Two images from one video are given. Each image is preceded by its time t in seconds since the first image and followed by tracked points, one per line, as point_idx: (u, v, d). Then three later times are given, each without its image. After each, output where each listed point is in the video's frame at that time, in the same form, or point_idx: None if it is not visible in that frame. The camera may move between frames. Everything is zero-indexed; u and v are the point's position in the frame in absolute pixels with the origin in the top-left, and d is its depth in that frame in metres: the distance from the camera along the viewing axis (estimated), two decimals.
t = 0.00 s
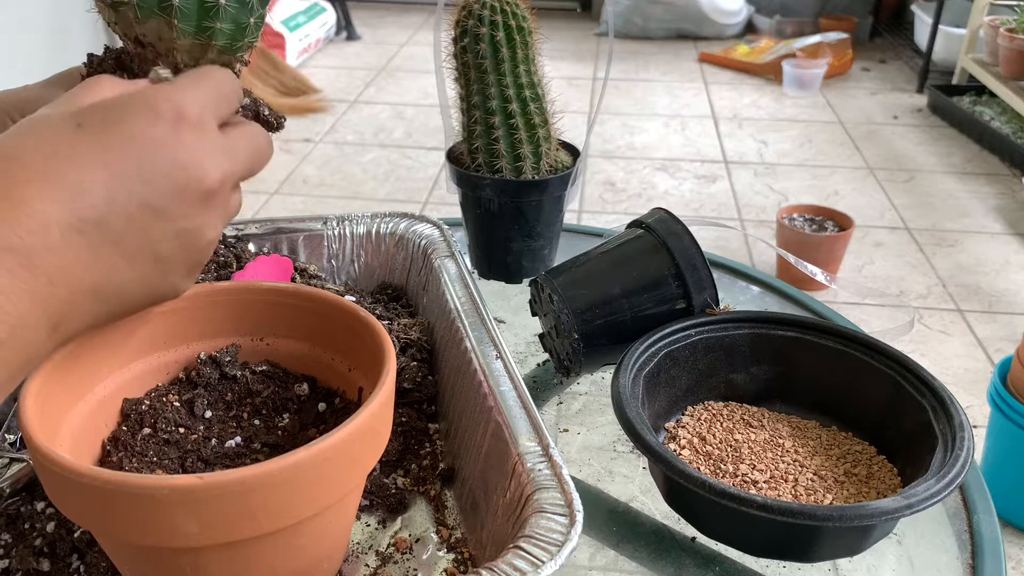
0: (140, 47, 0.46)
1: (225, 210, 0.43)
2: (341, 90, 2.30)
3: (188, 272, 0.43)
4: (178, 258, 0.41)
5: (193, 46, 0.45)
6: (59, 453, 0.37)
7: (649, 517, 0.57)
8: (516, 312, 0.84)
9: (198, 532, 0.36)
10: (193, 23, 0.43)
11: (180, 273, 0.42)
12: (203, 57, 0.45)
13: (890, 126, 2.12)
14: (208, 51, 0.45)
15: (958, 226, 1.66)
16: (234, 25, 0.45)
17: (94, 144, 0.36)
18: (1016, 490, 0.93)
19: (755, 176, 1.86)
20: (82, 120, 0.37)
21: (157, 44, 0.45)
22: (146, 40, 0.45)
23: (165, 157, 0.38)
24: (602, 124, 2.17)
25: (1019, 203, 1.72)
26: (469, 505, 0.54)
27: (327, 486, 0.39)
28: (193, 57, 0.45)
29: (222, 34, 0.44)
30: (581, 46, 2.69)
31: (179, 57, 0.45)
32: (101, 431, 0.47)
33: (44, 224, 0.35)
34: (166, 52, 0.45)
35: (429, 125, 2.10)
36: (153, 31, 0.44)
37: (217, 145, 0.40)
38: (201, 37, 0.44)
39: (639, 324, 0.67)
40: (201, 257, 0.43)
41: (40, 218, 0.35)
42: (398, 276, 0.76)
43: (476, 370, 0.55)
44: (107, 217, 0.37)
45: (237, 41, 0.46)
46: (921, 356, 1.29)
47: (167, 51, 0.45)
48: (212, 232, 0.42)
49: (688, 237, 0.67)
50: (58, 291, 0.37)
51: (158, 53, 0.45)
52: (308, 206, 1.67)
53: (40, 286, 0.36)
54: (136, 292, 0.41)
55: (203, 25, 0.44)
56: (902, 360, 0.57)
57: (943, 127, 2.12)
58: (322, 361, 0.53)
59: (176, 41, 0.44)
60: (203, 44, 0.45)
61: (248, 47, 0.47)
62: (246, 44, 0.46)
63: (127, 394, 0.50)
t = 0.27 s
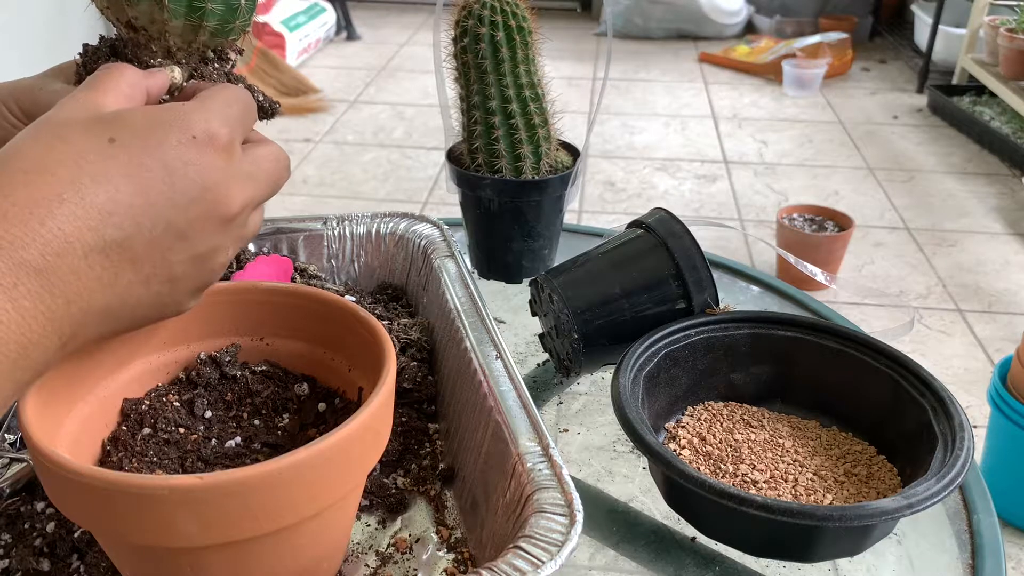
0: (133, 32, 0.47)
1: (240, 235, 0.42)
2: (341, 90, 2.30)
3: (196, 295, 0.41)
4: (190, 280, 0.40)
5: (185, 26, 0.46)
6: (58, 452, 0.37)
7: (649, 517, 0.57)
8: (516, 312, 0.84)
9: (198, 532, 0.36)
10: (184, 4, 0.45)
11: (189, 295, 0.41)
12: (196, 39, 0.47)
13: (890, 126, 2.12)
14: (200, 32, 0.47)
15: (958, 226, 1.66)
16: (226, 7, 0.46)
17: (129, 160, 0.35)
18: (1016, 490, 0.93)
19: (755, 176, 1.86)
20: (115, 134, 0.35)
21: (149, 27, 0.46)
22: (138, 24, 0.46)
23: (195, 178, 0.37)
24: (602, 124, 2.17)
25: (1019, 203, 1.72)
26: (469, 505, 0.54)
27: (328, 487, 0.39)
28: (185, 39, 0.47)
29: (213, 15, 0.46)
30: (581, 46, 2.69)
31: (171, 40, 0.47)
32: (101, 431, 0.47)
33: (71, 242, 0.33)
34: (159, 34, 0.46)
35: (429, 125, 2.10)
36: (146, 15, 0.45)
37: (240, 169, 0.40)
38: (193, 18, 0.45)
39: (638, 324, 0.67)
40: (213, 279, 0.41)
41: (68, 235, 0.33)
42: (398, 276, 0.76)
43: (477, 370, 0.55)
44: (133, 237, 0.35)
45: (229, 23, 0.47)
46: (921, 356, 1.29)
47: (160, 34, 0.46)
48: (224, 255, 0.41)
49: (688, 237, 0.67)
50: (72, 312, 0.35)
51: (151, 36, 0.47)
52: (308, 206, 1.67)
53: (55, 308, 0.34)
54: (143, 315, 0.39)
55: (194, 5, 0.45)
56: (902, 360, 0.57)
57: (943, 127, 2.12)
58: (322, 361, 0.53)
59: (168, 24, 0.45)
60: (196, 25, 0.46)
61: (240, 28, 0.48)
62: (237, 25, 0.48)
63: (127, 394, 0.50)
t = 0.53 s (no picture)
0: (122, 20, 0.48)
1: (254, 224, 0.41)
2: (341, 90, 2.30)
3: (212, 289, 0.40)
4: (201, 273, 0.39)
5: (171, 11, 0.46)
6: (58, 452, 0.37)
7: (649, 517, 0.57)
8: (516, 312, 0.84)
9: (199, 533, 0.36)
10: None
11: (204, 290, 0.39)
12: (183, 25, 0.47)
13: (890, 126, 2.12)
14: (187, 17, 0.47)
15: (958, 226, 1.66)
16: None
17: (125, 149, 0.35)
18: (1016, 490, 0.93)
19: (755, 176, 1.86)
20: (106, 124, 0.35)
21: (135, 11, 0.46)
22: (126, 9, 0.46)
23: (192, 167, 0.36)
24: (602, 124, 2.17)
25: (1019, 203, 1.72)
26: (469, 505, 0.54)
27: (328, 487, 0.39)
28: (173, 26, 0.47)
29: None
30: (581, 46, 2.69)
31: (160, 26, 0.47)
32: (101, 431, 0.47)
33: (64, 231, 0.33)
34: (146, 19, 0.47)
35: (429, 125, 2.10)
36: None
37: (242, 158, 0.39)
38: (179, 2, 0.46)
39: (639, 324, 0.67)
40: (227, 271, 0.40)
41: (60, 227, 0.33)
42: (398, 276, 0.76)
43: (477, 370, 0.55)
44: (127, 224, 0.35)
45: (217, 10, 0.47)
46: (921, 356, 1.29)
47: (148, 20, 0.47)
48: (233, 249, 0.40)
49: (688, 237, 0.67)
50: (73, 306, 0.34)
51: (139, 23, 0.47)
52: (308, 206, 1.67)
53: (52, 301, 0.34)
54: (148, 310, 0.38)
55: None
56: (902, 360, 0.57)
57: (943, 127, 2.12)
58: (322, 361, 0.53)
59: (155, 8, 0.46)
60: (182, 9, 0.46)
61: (229, 14, 0.48)
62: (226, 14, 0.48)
63: (127, 394, 0.50)
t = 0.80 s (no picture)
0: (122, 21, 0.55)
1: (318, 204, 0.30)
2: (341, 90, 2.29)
3: (254, 279, 0.29)
4: (235, 250, 0.29)
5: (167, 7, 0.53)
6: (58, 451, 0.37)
7: (649, 517, 0.57)
8: (516, 312, 0.83)
9: (199, 533, 0.36)
10: None
11: (250, 281, 0.29)
12: (180, 21, 0.54)
13: (890, 126, 2.12)
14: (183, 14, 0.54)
15: (958, 226, 1.66)
16: None
17: (133, 134, 0.30)
18: (1016, 490, 0.93)
19: (755, 176, 1.86)
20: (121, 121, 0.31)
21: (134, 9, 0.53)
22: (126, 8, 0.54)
23: (200, 127, 0.30)
24: (602, 124, 2.17)
25: (1019, 203, 1.72)
26: (469, 505, 0.54)
27: (327, 487, 0.39)
28: (170, 23, 0.55)
29: None
30: (582, 46, 2.69)
31: (156, 23, 0.54)
32: (101, 431, 0.47)
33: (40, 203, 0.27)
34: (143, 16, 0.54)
35: (429, 125, 2.10)
36: None
37: (282, 120, 0.31)
38: None
39: (639, 324, 0.67)
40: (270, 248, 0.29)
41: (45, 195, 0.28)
42: (399, 276, 0.76)
43: (477, 370, 0.55)
44: (115, 190, 0.28)
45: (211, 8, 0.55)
46: (921, 356, 1.29)
47: (145, 17, 0.54)
48: (293, 227, 0.29)
49: (688, 237, 0.67)
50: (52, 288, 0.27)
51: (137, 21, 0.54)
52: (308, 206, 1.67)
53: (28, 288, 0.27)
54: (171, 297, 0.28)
55: None
56: (902, 360, 0.57)
57: (943, 127, 2.12)
58: (322, 361, 0.54)
59: (155, 6, 0.53)
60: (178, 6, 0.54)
61: (223, 13, 0.56)
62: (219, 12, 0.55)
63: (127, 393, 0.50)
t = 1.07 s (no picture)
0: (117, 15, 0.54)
1: None
2: (341, 90, 2.30)
3: None
4: None
5: (167, 6, 0.53)
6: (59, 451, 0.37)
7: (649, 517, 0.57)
8: (517, 312, 0.83)
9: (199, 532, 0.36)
10: None
11: None
12: (178, 21, 0.54)
13: (890, 126, 2.12)
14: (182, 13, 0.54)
15: (957, 226, 1.66)
16: None
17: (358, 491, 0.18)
18: (1016, 490, 0.93)
19: (755, 176, 1.86)
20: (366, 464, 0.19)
21: (131, 7, 0.53)
22: (121, 6, 0.53)
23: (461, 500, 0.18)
24: (602, 123, 2.17)
25: (1019, 203, 1.72)
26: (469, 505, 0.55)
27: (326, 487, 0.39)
28: (168, 22, 0.55)
29: None
30: (581, 46, 2.69)
31: (155, 22, 0.54)
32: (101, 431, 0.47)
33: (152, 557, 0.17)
34: (140, 15, 0.53)
35: (428, 125, 2.10)
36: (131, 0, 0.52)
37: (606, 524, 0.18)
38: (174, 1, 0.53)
39: (638, 323, 0.67)
40: None
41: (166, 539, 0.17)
42: (398, 276, 0.76)
43: (477, 370, 0.55)
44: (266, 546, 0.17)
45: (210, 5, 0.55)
46: (920, 356, 1.29)
47: (142, 16, 0.53)
48: None
49: (688, 237, 0.67)
50: None
51: (134, 18, 0.54)
52: (308, 206, 1.67)
53: None
54: None
55: None
56: (902, 360, 0.57)
57: (943, 127, 2.12)
58: (322, 360, 0.53)
59: (154, 7, 0.53)
60: (178, 6, 0.53)
61: (220, 11, 0.56)
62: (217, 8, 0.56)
63: (127, 394, 0.50)
